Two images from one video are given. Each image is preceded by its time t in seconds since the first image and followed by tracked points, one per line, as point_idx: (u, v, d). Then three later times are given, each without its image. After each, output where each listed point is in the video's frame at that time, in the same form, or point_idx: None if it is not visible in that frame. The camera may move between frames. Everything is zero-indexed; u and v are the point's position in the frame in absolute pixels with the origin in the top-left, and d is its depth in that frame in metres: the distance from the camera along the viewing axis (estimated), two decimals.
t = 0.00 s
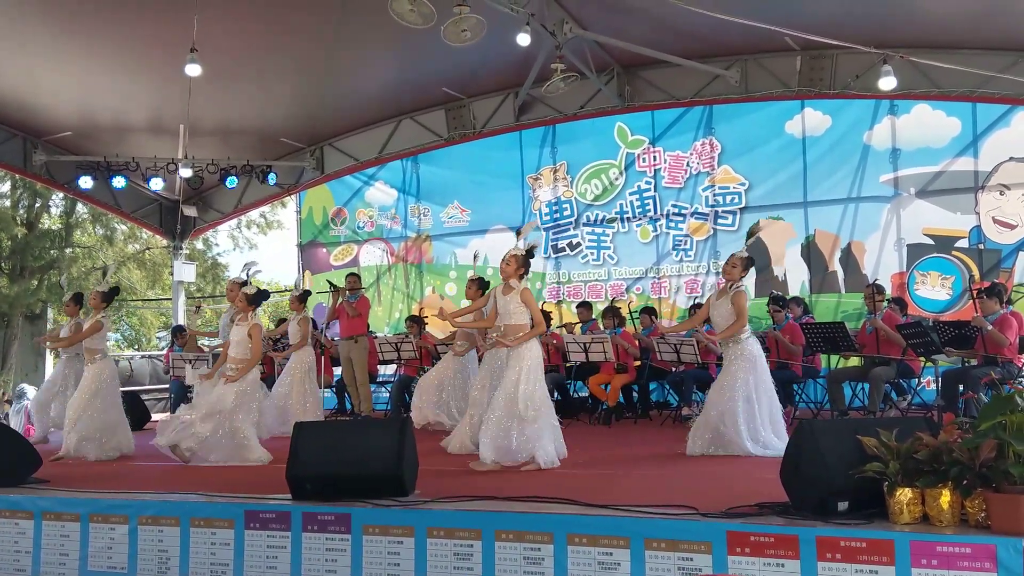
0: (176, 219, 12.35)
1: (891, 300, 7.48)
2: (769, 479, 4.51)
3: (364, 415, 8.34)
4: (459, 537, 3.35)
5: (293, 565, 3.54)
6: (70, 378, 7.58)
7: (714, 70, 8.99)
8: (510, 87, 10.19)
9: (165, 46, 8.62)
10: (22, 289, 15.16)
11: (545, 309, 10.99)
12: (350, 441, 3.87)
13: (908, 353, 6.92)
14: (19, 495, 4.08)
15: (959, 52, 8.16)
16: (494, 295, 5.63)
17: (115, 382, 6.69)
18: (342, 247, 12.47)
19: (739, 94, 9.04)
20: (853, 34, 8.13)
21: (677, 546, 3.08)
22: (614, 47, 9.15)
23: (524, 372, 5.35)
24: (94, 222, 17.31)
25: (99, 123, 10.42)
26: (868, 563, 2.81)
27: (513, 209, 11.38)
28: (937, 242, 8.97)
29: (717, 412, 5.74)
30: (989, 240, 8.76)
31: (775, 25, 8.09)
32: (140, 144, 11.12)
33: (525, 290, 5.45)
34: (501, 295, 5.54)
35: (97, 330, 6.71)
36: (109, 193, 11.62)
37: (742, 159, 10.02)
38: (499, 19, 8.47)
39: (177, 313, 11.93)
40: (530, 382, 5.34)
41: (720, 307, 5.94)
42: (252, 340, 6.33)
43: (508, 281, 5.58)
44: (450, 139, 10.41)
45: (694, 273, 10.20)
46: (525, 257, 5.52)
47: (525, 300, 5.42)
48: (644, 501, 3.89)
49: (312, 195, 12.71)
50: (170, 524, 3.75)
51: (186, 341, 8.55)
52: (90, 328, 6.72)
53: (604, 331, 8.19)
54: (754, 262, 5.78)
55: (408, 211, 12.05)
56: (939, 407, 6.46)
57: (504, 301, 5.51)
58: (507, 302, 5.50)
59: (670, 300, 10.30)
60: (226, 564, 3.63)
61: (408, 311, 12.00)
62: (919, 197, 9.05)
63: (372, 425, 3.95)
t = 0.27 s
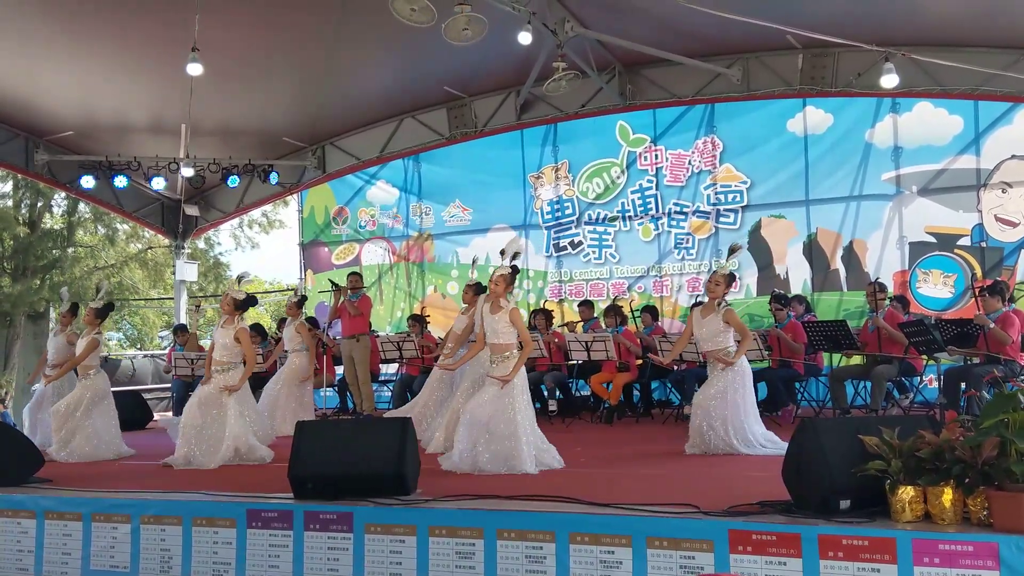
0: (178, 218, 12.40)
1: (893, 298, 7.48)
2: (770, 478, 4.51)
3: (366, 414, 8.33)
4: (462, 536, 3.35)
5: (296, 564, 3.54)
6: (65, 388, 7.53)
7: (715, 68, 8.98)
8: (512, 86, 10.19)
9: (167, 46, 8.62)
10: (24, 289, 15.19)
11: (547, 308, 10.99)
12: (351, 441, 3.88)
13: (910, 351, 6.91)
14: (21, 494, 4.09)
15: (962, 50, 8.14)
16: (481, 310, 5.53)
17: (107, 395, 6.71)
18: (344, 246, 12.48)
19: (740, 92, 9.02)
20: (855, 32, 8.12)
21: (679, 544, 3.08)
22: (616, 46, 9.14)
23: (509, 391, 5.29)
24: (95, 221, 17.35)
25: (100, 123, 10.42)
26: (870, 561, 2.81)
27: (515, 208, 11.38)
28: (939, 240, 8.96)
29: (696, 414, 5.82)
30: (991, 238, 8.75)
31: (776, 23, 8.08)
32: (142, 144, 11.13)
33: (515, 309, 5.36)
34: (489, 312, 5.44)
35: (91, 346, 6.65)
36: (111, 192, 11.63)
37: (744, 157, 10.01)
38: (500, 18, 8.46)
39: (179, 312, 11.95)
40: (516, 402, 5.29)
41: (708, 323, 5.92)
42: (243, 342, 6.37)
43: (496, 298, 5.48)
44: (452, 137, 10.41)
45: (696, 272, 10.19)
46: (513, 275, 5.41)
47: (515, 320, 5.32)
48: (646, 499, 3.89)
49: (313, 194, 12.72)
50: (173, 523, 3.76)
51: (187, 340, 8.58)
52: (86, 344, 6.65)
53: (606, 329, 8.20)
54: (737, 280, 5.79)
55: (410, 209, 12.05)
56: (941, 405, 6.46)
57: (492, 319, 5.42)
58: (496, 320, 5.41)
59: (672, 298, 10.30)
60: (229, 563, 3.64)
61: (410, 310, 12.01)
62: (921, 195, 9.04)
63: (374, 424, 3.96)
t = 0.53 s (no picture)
0: (179, 217, 12.38)
1: (895, 297, 7.49)
2: (771, 476, 4.51)
3: (367, 413, 8.33)
4: (463, 534, 3.36)
5: (297, 562, 3.55)
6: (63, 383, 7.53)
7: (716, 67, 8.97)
8: (513, 84, 10.18)
9: (167, 45, 8.62)
10: (25, 287, 15.21)
11: (548, 306, 10.99)
12: (352, 440, 3.89)
13: (912, 349, 6.91)
14: (22, 493, 4.10)
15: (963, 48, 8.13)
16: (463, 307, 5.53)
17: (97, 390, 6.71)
18: (345, 245, 12.47)
19: (741, 90, 9.02)
20: (856, 31, 8.12)
21: (680, 543, 3.08)
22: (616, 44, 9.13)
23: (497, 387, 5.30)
24: (96, 220, 17.39)
25: (101, 122, 10.43)
26: (872, 559, 2.81)
27: (516, 206, 11.38)
28: (940, 238, 8.95)
29: (694, 415, 5.86)
30: (992, 236, 8.74)
31: (777, 21, 8.08)
32: (143, 142, 11.13)
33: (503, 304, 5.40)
34: (472, 308, 5.45)
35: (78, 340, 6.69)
36: (112, 191, 11.63)
37: (745, 156, 10.01)
38: (501, 17, 8.46)
39: (179, 311, 11.96)
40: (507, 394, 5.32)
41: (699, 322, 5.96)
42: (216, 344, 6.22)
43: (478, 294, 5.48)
44: (453, 136, 10.41)
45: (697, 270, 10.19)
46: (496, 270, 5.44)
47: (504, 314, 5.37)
48: (647, 498, 3.89)
49: (314, 193, 12.72)
50: (174, 522, 3.76)
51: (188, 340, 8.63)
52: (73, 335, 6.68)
53: (607, 328, 8.20)
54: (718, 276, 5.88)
55: (411, 208, 12.05)
56: (943, 403, 6.46)
57: (476, 315, 5.43)
58: (481, 316, 5.43)
59: (673, 297, 10.30)
60: (230, 562, 3.64)
61: (411, 308, 12.01)
62: (922, 193, 9.04)
63: (376, 423, 3.95)
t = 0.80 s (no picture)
0: (180, 216, 12.39)
1: (895, 295, 7.49)
2: (772, 475, 4.51)
3: (367, 412, 8.33)
4: (463, 534, 3.36)
5: (297, 562, 3.55)
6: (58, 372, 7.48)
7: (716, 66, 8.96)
8: (513, 83, 10.18)
9: (167, 44, 8.62)
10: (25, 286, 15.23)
11: (548, 306, 10.98)
12: (352, 438, 3.89)
13: (912, 348, 6.91)
14: (24, 492, 4.10)
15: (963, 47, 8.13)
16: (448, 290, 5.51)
17: (85, 372, 6.62)
18: (346, 244, 12.47)
19: (741, 89, 9.02)
20: (856, 30, 8.11)
21: (680, 542, 3.08)
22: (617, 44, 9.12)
23: (490, 369, 5.39)
24: (97, 219, 17.42)
25: (101, 121, 10.42)
26: (872, 558, 2.81)
27: (517, 206, 11.37)
28: (941, 237, 8.95)
29: (699, 408, 5.72)
30: (993, 235, 8.73)
31: (777, 20, 8.07)
32: (143, 142, 11.13)
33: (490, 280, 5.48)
34: (459, 289, 5.47)
35: (66, 318, 6.61)
36: (112, 190, 11.62)
37: (746, 155, 10.00)
38: (501, 16, 8.45)
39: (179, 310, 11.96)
40: (498, 373, 5.43)
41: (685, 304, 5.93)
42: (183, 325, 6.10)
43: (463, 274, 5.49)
44: (453, 135, 10.41)
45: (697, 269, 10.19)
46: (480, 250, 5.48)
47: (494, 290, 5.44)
48: (648, 497, 3.90)
49: (315, 192, 12.72)
50: (174, 522, 3.77)
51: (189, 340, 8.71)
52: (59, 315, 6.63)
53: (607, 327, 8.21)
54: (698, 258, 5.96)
55: (411, 207, 12.04)
56: (943, 402, 6.46)
57: (464, 296, 5.45)
58: (470, 296, 5.45)
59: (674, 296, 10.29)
60: (230, 561, 3.64)
61: (411, 307, 12.01)
62: (922, 192, 9.04)
63: (375, 421, 3.95)
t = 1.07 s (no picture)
0: (186, 217, 12.43)
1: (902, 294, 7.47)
2: (778, 476, 4.50)
3: (373, 412, 8.35)
4: (469, 534, 3.36)
5: (303, 562, 3.56)
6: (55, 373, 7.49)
7: (721, 65, 8.95)
8: (518, 83, 10.19)
9: (172, 45, 8.64)
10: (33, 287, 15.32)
11: (554, 306, 10.98)
12: (358, 438, 3.89)
13: (919, 347, 6.89)
14: (31, 492, 4.12)
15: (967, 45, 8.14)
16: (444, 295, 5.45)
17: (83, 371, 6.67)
18: (351, 245, 12.49)
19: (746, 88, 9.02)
20: (861, 28, 8.10)
21: (687, 542, 3.07)
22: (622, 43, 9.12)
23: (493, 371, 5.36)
24: (104, 221, 17.50)
25: (107, 122, 10.45)
26: (879, 558, 2.80)
27: (522, 206, 11.37)
28: (947, 237, 8.92)
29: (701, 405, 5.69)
30: (999, 235, 8.70)
31: (782, 19, 8.06)
32: (148, 143, 11.17)
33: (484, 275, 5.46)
34: (454, 291, 5.44)
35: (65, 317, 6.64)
36: (119, 191, 11.66)
37: (751, 154, 9.98)
38: (506, 16, 8.45)
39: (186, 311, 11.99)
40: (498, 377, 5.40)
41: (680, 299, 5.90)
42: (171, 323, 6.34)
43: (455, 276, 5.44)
44: (458, 135, 10.42)
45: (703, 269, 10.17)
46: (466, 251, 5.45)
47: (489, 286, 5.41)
48: (654, 498, 3.89)
49: (320, 192, 12.73)
50: (181, 522, 3.78)
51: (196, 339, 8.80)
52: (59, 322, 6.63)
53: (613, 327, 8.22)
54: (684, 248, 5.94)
55: (416, 207, 12.05)
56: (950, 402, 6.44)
57: (461, 299, 5.42)
58: (467, 296, 5.43)
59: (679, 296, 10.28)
60: (237, 561, 3.65)
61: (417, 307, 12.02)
62: (928, 191, 9.01)
63: (380, 421, 3.96)
